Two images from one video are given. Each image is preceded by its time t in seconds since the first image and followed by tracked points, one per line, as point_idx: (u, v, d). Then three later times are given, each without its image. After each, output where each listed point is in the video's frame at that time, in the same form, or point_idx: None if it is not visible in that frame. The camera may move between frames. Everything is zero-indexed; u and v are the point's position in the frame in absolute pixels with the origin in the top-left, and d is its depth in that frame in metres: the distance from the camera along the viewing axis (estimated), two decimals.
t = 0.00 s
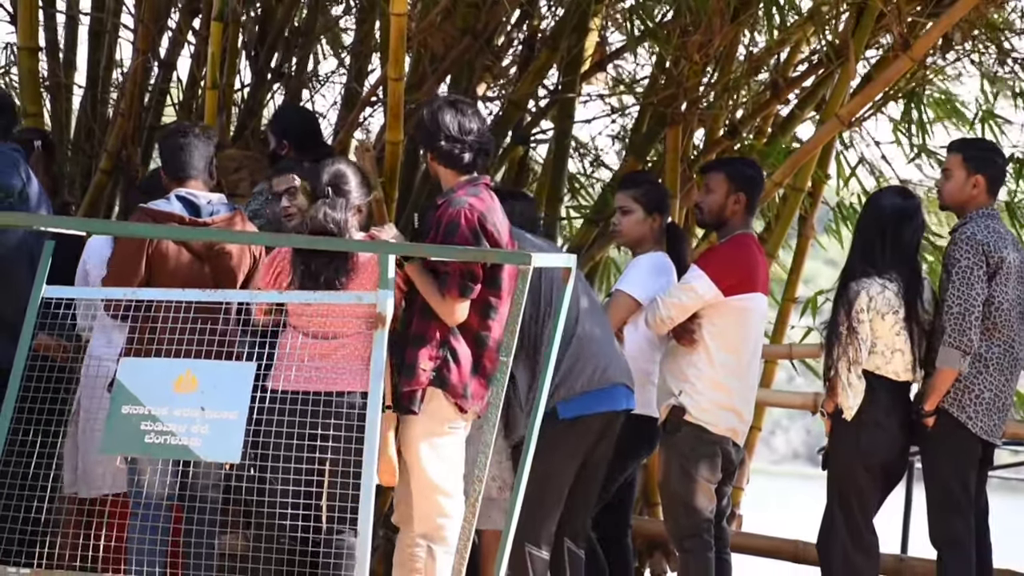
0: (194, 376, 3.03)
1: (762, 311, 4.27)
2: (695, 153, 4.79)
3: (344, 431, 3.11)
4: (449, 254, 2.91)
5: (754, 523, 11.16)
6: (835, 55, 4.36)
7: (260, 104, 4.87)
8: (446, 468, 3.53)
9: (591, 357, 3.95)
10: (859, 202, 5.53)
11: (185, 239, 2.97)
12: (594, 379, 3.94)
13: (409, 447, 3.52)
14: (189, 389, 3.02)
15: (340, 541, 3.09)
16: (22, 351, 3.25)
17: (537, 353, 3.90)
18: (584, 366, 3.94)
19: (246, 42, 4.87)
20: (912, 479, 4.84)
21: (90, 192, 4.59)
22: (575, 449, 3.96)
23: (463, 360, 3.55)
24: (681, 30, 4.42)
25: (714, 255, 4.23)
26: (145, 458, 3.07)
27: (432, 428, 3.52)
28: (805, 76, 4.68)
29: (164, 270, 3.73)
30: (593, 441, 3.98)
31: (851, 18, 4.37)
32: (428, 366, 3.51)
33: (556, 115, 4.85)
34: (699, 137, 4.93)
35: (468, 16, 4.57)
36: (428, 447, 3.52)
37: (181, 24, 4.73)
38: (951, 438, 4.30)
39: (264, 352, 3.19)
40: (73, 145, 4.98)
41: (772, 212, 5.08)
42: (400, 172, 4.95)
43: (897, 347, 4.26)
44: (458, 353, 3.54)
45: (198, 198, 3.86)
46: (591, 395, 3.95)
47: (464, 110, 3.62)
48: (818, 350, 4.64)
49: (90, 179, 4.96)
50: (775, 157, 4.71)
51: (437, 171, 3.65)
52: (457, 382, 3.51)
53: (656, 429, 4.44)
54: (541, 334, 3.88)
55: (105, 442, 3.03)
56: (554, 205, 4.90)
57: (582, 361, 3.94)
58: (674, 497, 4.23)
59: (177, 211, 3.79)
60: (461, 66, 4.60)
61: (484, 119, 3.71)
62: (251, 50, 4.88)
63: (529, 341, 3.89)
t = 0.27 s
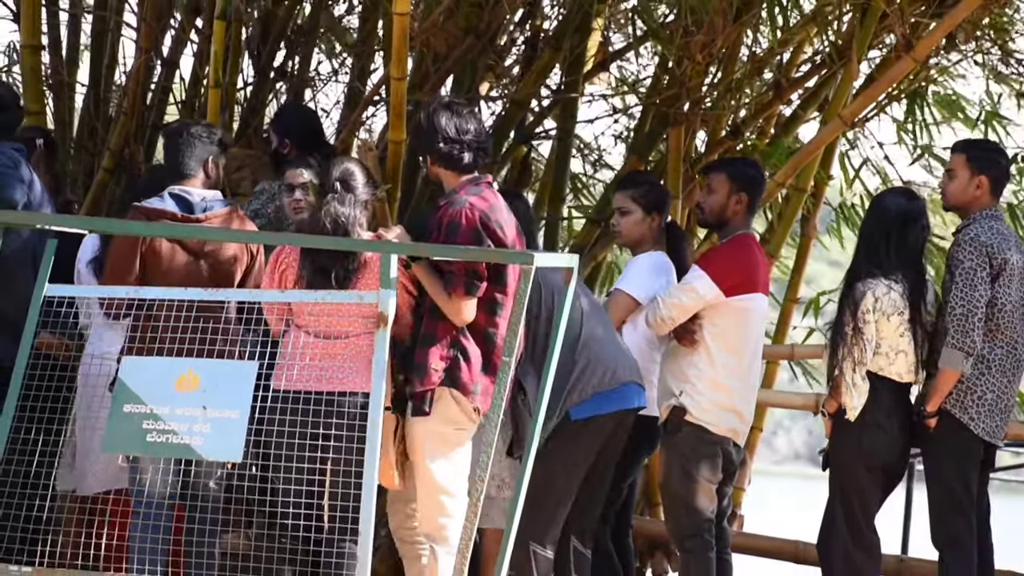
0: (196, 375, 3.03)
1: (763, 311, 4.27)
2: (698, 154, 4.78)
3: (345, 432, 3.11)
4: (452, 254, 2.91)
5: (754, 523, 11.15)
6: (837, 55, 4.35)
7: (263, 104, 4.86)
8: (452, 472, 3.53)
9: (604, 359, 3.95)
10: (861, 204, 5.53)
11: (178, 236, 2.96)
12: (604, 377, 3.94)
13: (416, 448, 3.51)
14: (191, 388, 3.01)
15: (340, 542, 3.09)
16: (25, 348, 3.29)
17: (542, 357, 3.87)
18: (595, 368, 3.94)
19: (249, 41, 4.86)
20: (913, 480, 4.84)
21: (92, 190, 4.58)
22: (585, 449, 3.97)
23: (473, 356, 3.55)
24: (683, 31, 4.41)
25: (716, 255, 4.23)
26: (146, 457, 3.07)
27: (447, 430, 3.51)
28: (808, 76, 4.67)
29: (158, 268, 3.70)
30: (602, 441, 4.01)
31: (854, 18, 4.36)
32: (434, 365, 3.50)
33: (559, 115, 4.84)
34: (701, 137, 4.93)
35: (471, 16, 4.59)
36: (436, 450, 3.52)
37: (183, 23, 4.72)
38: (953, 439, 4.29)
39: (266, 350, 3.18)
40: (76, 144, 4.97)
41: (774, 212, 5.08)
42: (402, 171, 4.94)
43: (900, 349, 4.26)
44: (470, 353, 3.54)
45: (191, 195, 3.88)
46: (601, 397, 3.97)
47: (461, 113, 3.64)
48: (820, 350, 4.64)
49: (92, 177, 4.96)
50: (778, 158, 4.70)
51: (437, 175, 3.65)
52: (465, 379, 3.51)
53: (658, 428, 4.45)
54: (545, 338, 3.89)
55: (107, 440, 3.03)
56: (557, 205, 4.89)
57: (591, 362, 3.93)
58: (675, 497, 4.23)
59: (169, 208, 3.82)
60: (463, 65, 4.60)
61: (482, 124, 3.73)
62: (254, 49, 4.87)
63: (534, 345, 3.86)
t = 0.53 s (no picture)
0: (217, 373, 3.23)
1: (757, 312, 4.46)
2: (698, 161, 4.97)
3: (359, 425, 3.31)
4: (461, 257, 3.07)
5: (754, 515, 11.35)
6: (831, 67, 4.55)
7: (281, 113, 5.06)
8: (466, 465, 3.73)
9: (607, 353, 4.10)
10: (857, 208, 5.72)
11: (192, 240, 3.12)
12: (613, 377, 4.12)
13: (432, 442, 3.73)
14: (212, 385, 3.22)
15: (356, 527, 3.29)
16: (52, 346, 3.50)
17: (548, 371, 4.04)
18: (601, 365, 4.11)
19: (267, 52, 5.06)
20: (904, 475, 5.03)
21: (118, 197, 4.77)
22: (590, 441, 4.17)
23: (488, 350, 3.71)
24: (684, 43, 4.61)
25: (713, 259, 4.42)
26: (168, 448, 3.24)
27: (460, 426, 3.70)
28: (804, 87, 4.86)
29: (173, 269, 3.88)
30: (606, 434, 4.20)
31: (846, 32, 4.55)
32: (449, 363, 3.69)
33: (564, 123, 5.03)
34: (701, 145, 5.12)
35: (480, 28, 4.73)
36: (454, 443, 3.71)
37: (204, 35, 4.91)
38: (941, 435, 4.48)
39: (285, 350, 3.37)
40: (102, 151, 5.15)
41: (772, 216, 5.27)
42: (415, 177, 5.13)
43: (893, 349, 4.45)
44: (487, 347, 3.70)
45: (204, 199, 4.08)
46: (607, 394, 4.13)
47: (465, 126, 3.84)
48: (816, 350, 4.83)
49: (117, 183, 5.14)
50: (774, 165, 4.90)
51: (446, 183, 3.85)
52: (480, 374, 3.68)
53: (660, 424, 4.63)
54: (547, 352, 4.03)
55: (133, 434, 3.23)
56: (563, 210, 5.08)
57: (599, 367, 4.10)
58: (676, 490, 4.43)
59: (182, 212, 4.02)
60: (472, 76, 4.79)
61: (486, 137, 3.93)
62: (271, 61, 5.06)
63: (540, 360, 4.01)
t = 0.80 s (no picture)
0: (236, 369, 3.35)
1: (759, 310, 4.61)
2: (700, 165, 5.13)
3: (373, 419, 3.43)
4: (473, 256, 3.16)
5: (753, 509, 11.53)
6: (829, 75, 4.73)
7: (299, 118, 5.22)
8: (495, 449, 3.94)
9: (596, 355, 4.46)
10: (853, 210, 5.90)
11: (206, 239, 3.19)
12: (604, 374, 4.42)
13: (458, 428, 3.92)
14: (232, 381, 3.34)
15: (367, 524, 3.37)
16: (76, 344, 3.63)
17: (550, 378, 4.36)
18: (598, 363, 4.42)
19: (285, 60, 5.21)
20: (900, 467, 5.20)
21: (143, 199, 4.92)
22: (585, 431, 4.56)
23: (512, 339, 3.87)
24: (687, 52, 4.77)
25: (715, 258, 4.57)
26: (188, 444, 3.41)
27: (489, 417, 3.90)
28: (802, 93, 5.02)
29: (185, 268, 4.04)
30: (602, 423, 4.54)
31: (844, 40, 4.72)
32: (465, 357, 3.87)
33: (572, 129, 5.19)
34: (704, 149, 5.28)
35: (490, 37, 4.89)
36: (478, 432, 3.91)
37: (226, 43, 5.07)
38: (936, 430, 4.64)
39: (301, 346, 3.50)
40: (127, 155, 5.30)
41: (772, 218, 5.43)
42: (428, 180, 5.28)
43: (892, 347, 4.61)
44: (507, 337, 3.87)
45: (217, 199, 4.20)
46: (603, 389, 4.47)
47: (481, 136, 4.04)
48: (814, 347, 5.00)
49: (141, 186, 5.29)
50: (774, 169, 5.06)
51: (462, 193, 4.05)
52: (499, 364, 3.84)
53: (660, 417, 4.90)
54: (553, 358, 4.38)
55: (156, 428, 3.36)
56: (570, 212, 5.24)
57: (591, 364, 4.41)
58: (680, 483, 4.60)
59: (196, 211, 4.15)
60: (483, 83, 4.95)
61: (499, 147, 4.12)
62: (290, 67, 5.21)
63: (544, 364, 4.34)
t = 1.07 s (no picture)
0: (247, 368, 3.58)
1: (755, 310, 4.76)
2: (697, 170, 5.28)
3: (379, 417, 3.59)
4: (476, 258, 3.35)
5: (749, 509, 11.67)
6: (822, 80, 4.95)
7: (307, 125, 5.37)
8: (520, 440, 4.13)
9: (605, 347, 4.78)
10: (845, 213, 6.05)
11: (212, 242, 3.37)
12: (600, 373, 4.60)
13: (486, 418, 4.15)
14: (242, 378, 3.57)
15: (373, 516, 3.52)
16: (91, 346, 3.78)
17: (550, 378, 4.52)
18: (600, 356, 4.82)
19: (294, 67, 5.35)
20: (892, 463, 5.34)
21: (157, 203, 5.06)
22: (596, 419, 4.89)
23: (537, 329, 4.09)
24: (685, 60, 4.91)
25: (711, 258, 4.72)
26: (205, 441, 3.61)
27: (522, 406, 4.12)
28: (796, 99, 5.17)
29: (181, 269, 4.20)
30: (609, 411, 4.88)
31: (837, 48, 4.88)
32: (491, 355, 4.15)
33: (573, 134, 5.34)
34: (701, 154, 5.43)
35: (494, 46, 5.04)
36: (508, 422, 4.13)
37: (237, 51, 5.21)
38: (927, 426, 4.79)
39: (308, 346, 3.65)
40: (141, 160, 5.43)
41: (766, 221, 5.58)
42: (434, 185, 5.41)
43: (885, 346, 4.75)
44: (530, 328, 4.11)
45: (216, 204, 4.41)
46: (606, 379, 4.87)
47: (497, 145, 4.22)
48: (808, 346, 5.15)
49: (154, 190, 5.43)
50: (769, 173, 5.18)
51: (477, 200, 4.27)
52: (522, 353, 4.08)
53: (659, 412, 5.03)
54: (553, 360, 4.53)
55: (169, 423, 3.59)
56: (571, 216, 5.39)
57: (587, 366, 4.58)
58: (679, 478, 4.74)
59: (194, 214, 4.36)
60: (487, 90, 5.09)
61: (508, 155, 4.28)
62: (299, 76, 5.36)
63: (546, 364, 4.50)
